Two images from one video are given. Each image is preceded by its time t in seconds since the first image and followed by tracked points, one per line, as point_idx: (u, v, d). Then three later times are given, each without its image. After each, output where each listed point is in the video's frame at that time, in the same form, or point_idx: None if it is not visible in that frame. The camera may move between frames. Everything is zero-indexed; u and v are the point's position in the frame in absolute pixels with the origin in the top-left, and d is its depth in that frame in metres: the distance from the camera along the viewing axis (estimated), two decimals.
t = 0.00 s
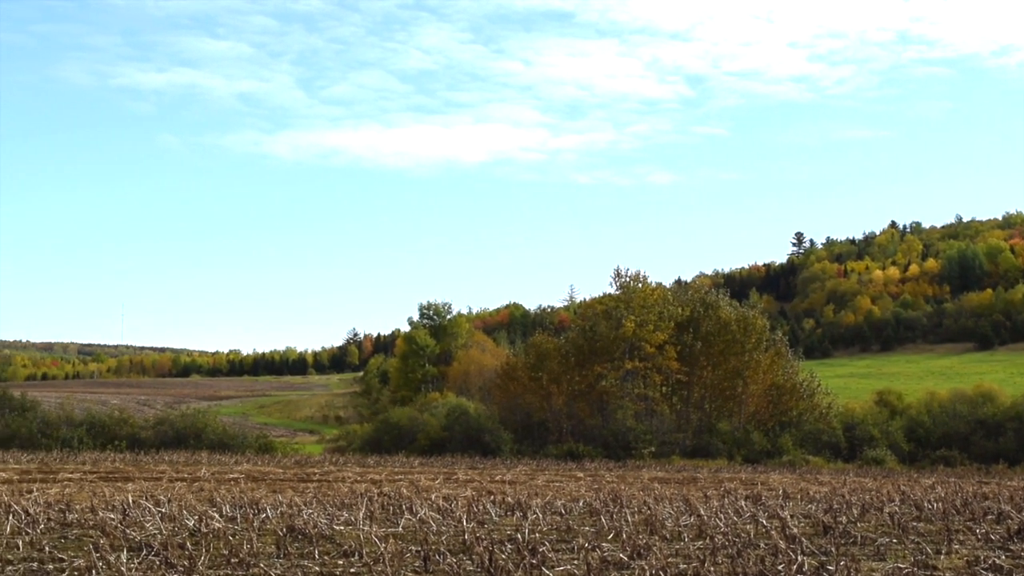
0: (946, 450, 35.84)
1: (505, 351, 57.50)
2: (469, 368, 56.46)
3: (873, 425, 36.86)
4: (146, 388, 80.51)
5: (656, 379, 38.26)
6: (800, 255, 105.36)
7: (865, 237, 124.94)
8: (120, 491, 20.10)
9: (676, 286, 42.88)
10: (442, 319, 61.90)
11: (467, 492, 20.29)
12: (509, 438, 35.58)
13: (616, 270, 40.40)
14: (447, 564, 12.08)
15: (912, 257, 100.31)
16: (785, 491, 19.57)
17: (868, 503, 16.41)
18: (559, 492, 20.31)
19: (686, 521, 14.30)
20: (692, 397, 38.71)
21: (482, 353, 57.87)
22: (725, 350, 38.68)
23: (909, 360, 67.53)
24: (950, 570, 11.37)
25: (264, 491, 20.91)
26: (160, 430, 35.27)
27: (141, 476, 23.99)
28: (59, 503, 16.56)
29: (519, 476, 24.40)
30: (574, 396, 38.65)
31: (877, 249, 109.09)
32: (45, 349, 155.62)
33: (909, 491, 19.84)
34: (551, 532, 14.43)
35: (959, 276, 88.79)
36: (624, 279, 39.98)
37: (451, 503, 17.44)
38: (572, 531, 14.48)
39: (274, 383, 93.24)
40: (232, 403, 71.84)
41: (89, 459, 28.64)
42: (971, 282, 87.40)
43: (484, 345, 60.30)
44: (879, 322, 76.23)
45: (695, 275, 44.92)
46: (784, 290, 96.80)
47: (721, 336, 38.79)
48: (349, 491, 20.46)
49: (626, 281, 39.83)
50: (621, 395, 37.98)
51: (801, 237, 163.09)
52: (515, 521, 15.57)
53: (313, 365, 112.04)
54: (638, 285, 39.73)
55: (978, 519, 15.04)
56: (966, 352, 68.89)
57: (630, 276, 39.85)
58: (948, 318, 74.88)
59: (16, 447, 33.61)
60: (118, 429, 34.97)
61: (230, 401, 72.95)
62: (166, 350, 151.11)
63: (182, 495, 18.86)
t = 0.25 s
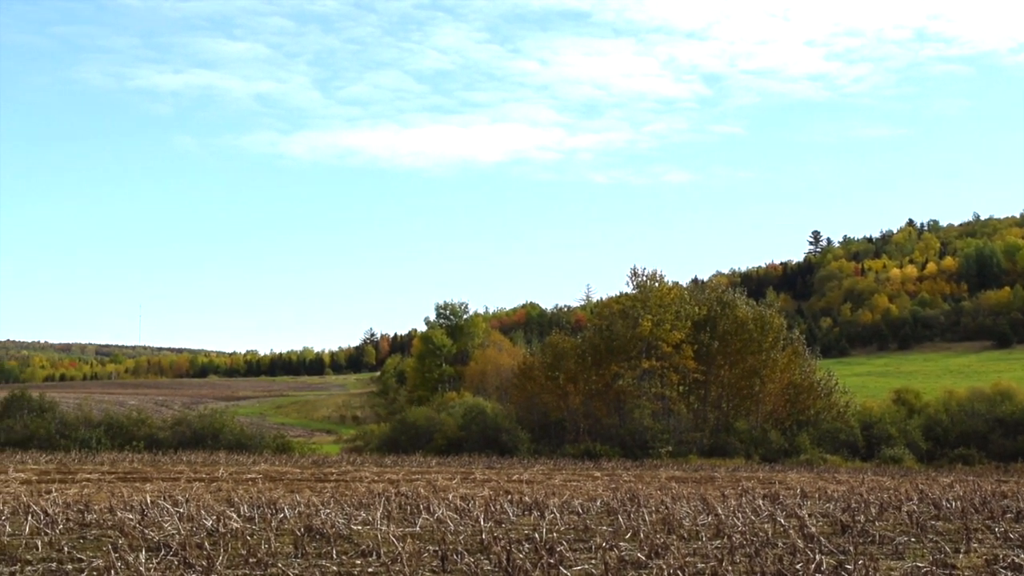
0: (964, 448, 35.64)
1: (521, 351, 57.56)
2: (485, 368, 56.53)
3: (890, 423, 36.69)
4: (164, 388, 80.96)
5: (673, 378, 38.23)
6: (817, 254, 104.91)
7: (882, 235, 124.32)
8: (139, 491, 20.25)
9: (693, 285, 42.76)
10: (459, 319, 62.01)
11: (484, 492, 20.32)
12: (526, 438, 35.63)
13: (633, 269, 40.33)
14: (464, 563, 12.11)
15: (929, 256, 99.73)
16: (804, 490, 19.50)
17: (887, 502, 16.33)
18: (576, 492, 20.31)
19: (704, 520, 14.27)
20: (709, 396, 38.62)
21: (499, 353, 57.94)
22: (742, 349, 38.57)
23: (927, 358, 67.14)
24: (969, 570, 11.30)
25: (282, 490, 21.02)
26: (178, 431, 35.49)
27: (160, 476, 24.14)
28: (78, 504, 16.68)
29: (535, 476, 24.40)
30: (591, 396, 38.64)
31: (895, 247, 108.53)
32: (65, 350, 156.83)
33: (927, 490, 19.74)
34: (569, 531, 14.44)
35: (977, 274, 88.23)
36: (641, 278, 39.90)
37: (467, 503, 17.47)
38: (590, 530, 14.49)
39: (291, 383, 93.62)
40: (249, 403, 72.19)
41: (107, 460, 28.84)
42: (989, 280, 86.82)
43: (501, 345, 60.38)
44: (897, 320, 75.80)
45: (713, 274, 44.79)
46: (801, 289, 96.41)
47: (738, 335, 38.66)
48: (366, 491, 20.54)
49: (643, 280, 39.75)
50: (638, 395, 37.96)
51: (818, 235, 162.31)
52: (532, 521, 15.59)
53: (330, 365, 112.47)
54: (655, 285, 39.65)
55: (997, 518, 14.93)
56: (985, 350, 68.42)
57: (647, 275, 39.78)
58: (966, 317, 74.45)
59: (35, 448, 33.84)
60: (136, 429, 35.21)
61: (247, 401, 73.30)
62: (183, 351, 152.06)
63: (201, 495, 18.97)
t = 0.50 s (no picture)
0: (981, 447, 35.43)
1: (537, 350, 57.62)
2: (501, 366, 56.60)
3: (907, 422, 36.53)
4: (180, 387, 81.35)
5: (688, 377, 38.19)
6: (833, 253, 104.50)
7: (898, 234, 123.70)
8: (156, 490, 20.41)
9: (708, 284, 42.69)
10: (474, 318, 62.14)
11: (500, 491, 20.38)
12: (542, 436, 35.68)
13: (648, 268, 40.32)
14: (480, 562, 12.16)
15: (946, 254, 99.18)
16: (820, 489, 19.45)
17: (903, 501, 16.27)
18: (591, 491, 20.33)
19: (720, 519, 14.27)
20: (725, 395, 38.54)
21: (514, 352, 58.01)
22: (757, 348, 38.44)
23: (943, 357, 66.80)
24: (985, 569, 11.26)
25: (297, 490, 21.13)
26: (194, 430, 35.69)
27: (176, 475, 24.31)
28: (95, 503, 16.82)
29: (551, 475, 24.44)
30: (606, 395, 38.61)
31: (911, 245, 108.00)
32: (81, 349, 157.83)
33: (943, 489, 19.66)
34: (584, 530, 14.46)
35: (994, 273, 87.70)
36: (656, 277, 39.90)
37: (483, 501, 17.50)
38: (606, 529, 14.52)
39: (307, 383, 93.98)
40: (265, 402, 72.52)
41: (124, 459, 28.98)
42: (1006, 278, 86.29)
43: (516, 344, 60.47)
44: (913, 319, 75.42)
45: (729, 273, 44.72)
46: (816, 287, 96.04)
47: (754, 333, 38.56)
48: (382, 490, 20.63)
49: (658, 279, 39.73)
50: (653, 393, 37.96)
51: (834, 234, 161.59)
52: (548, 520, 15.61)
53: (345, 364, 112.83)
54: (670, 283, 39.61)
55: (1015, 518, 14.85)
56: (1002, 348, 68.00)
57: (663, 274, 39.75)
58: (982, 315, 74.10)
59: (52, 446, 34.07)
60: (153, 428, 35.44)
61: (263, 401, 73.63)
62: (199, 350, 152.97)
63: (217, 494, 19.09)
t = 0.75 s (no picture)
0: (997, 445, 35.36)
1: (551, 348, 57.69)
2: (515, 364, 56.65)
3: (922, 420, 36.36)
4: (195, 387, 81.73)
5: (702, 375, 37.97)
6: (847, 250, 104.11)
7: (913, 231, 123.11)
8: (171, 488, 20.53)
9: (723, 282, 42.59)
10: (488, 316, 62.23)
11: (514, 490, 20.43)
12: (556, 435, 35.74)
13: (663, 266, 40.30)
14: (495, 561, 12.19)
15: (960, 251, 98.72)
16: (835, 487, 19.39)
17: (918, 499, 16.21)
18: (606, 488, 20.35)
19: (735, 517, 14.25)
20: (739, 393, 38.41)
21: (528, 350, 58.07)
22: (772, 346, 38.32)
23: (959, 354, 66.50)
24: (1002, 567, 11.22)
25: (312, 488, 21.22)
26: (209, 429, 35.86)
27: (191, 474, 24.44)
28: (111, 502, 16.91)
29: (565, 473, 24.48)
30: (620, 393, 38.53)
31: (925, 242, 107.53)
32: (96, 348, 158.70)
33: (959, 487, 19.57)
34: (598, 529, 14.47)
35: (1009, 270, 87.27)
36: (671, 275, 39.86)
37: (497, 499, 17.54)
38: (620, 528, 14.52)
39: (321, 381, 94.28)
40: (279, 401, 72.80)
41: (139, 457, 29.13)
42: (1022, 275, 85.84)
43: (530, 342, 60.55)
44: (927, 317, 75.11)
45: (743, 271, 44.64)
46: (830, 285, 95.69)
47: (769, 331, 38.45)
48: (396, 488, 20.69)
49: (673, 277, 39.69)
50: (668, 391, 37.72)
51: (849, 231, 160.90)
52: (563, 518, 15.63)
53: (359, 363, 113.11)
54: (685, 281, 39.53)
55: None
56: (1018, 346, 67.64)
57: (677, 272, 39.71)
58: (997, 313, 73.83)
59: (67, 445, 34.27)
60: (167, 427, 35.63)
61: (277, 400, 73.92)
62: (213, 349, 153.71)
63: (232, 493, 19.18)
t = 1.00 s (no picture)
0: (1012, 446, 35.19)
1: (564, 348, 57.68)
2: (529, 364, 56.65)
3: (936, 420, 36.21)
4: (209, 385, 82.09)
5: (715, 374, 37.85)
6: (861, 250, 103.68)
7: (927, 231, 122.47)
8: (184, 487, 20.62)
9: (736, 282, 42.50)
10: (502, 315, 62.31)
11: (528, 489, 20.43)
12: (569, 434, 35.68)
13: (676, 265, 40.22)
14: (508, 560, 12.21)
15: (975, 251, 98.16)
16: (848, 487, 19.34)
17: (932, 499, 16.16)
18: (620, 488, 20.35)
19: (748, 517, 14.23)
20: (753, 393, 38.35)
21: (542, 350, 58.06)
22: (786, 346, 38.27)
23: (974, 355, 66.13)
24: (1017, 568, 11.19)
25: (326, 487, 21.28)
26: (222, 428, 35.99)
27: (204, 472, 24.54)
28: (124, 500, 17.01)
29: (579, 472, 24.50)
30: (634, 393, 38.53)
31: (940, 242, 106.98)
32: (111, 347, 159.53)
33: (972, 487, 19.49)
34: (611, 528, 14.47)
35: None
36: (684, 275, 39.83)
37: (511, 499, 17.56)
38: (633, 527, 14.51)
39: (334, 380, 94.50)
40: (292, 400, 73.07)
41: (154, 456, 29.29)
42: None
43: (544, 342, 60.54)
44: (942, 317, 74.73)
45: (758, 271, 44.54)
46: (845, 285, 95.26)
47: (782, 332, 38.39)
48: (410, 487, 20.73)
49: (686, 277, 39.64)
50: (680, 391, 37.65)
51: (863, 231, 160.20)
52: (576, 518, 15.63)
53: (373, 362, 113.31)
54: (698, 281, 39.47)
55: None
56: None
57: (691, 272, 39.65)
58: (1013, 313, 73.44)
59: (81, 444, 34.39)
60: (181, 425, 35.81)
61: (291, 398, 74.10)
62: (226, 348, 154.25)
63: (246, 491, 19.25)
